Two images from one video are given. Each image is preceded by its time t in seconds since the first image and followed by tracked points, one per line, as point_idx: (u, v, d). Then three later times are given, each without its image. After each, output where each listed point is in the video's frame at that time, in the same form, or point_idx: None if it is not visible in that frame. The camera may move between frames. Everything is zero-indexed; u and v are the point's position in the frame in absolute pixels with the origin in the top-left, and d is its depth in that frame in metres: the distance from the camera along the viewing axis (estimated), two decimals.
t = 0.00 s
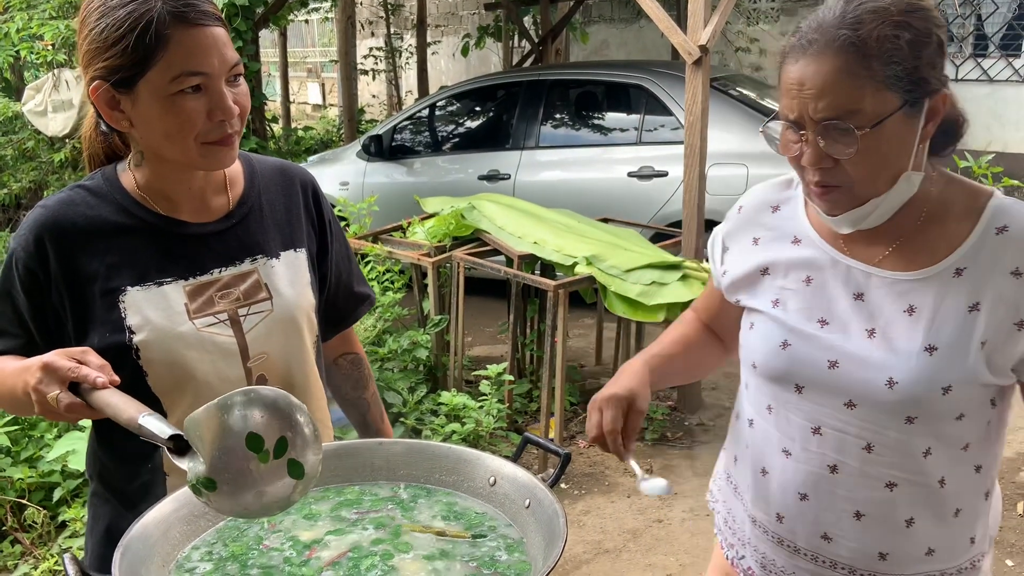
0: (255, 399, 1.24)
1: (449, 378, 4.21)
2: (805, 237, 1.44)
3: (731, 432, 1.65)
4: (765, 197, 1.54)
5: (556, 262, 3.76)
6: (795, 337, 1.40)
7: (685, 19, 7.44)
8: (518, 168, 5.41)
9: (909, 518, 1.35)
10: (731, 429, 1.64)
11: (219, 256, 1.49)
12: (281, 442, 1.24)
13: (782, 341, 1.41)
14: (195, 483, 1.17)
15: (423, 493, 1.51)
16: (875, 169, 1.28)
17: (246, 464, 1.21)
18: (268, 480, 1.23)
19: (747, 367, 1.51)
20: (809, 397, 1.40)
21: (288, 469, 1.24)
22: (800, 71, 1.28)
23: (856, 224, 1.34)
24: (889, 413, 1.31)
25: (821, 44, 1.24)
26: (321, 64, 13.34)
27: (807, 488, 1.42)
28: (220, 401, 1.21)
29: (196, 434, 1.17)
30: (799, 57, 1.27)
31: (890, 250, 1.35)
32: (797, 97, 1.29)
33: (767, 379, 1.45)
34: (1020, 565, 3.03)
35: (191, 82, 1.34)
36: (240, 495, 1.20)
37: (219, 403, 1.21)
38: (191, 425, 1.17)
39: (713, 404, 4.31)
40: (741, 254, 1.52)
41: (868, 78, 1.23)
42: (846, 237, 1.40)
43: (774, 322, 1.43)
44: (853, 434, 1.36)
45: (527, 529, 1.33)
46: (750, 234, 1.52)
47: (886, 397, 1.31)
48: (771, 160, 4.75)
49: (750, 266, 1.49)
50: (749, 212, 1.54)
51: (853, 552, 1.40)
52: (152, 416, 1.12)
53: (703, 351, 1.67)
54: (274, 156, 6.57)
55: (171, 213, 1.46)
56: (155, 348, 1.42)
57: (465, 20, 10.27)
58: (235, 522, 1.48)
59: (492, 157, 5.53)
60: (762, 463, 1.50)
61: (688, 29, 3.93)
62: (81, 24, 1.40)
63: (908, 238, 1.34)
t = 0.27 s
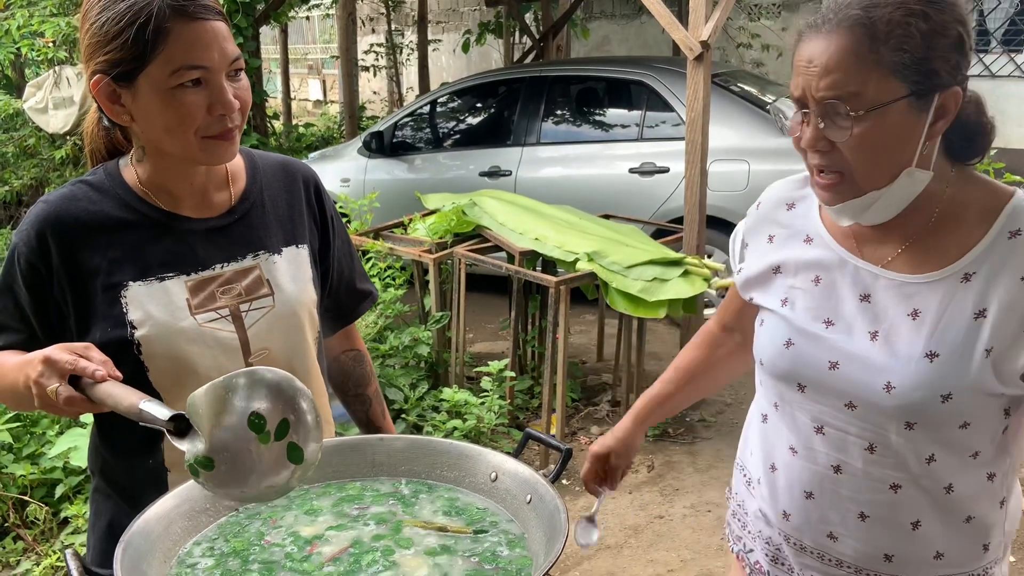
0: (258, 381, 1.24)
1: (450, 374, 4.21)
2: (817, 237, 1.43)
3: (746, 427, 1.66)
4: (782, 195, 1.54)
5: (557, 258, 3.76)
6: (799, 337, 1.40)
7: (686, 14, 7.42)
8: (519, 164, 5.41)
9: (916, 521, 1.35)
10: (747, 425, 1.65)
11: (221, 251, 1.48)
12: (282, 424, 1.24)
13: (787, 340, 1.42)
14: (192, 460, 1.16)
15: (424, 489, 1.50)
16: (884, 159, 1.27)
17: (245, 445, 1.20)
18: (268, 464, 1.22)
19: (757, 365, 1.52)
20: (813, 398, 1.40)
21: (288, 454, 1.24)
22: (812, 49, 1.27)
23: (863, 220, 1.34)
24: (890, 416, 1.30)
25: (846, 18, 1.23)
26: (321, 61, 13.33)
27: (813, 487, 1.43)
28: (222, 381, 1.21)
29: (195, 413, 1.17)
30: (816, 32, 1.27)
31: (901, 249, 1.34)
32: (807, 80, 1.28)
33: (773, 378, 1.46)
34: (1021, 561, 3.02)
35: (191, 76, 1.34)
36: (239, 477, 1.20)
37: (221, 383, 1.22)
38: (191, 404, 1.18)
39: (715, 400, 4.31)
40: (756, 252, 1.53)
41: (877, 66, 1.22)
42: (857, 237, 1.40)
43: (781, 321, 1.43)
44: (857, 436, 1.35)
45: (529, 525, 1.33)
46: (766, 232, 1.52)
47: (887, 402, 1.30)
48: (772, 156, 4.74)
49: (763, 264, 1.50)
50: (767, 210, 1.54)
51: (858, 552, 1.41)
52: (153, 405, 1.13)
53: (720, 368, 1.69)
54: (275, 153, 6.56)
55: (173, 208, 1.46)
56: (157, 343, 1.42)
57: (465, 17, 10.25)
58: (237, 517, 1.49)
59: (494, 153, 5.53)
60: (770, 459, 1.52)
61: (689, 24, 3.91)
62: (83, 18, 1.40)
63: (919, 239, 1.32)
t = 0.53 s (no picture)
0: (255, 383, 1.25)
1: (451, 371, 4.21)
2: (795, 249, 1.44)
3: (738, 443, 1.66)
4: (757, 206, 1.54)
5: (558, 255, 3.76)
6: (782, 355, 1.41)
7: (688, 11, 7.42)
8: (520, 162, 5.41)
9: (912, 535, 1.35)
10: (740, 440, 1.66)
11: (224, 248, 1.49)
12: (280, 426, 1.24)
13: (771, 357, 1.43)
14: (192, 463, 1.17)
15: (425, 485, 1.51)
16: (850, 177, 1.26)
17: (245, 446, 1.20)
18: (267, 465, 1.23)
19: (745, 382, 1.52)
20: (799, 414, 1.40)
21: (287, 454, 1.24)
22: (766, 64, 1.25)
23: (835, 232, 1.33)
24: (877, 431, 1.30)
25: (797, 32, 1.22)
26: (322, 58, 13.32)
27: (806, 504, 1.43)
28: (220, 383, 1.22)
29: (194, 415, 1.17)
30: (769, 48, 1.25)
31: (877, 259, 1.34)
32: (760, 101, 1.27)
33: (760, 395, 1.47)
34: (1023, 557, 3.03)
35: (190, 71, 1.34)
36: (238, 477, 1.20)
37: (219, 385, 1.22)
38: (190, 405, 1.18)
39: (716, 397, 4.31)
40: (737, 267, 1.54)
41: (830, 85, 1.20)
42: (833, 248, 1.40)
43: (764, 337, 1.44)
44: (846, 452, 1.35)
45: (530, 521, 1.34)
46: (744, 246, 1.54)
47: (872, 416, 1.30)
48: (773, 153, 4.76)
49: (744, 279, 1.51)
50: (741, 223, 1.55)
51: (855, 567, 1.41)
52: (153, 404, 1.14)
53: (723, 378, 1.71)
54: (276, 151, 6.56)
55: (176, 204, 1.47)
56: (159, 339, 1.42)
57: (466, 14, 10.23)
58: (239, 514, 1.49)
59: (494, 150, 5.53)
60: (762, 475, 1.52)
61: (690, 21, 3.91)
62: (85, 13, 1.40)
63: (895, 248, 1.32)
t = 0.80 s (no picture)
0: (251, 379, 1.25)
1: (453, 368, 4.21)
2: (749, 257, 1.41)
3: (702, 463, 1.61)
4: (707, 214, 1.50)
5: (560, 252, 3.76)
6: (743, 369, 1.36)
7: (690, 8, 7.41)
8: (521, 159, 5.41)
9: (888, 555, 1.31)
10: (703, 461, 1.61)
11: (227, 245, 1.49)
12: (274, 422, 1.24)
13: (731, 372, 1.38)
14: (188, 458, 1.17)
15: (427, 481, 1.51)
16: (803, 186, 1.22)
17: (240, 440, 1.20)
18: (262, 461, 1.22)
19: (708, 399, 1.47)
20: (765, 430, 1.36)
21: (281, 450, 1.24)
22: (699, 73, 1.21)
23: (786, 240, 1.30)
24: (847, 445, 1.26)
25: (730, 42, 1.17)
26: (324, 56, 13.32)
27: (775, 527, 1.38)
28: (214, 380, 1.22)
29: (188, 412, 1.18)
30: (701, 56, 1.21)
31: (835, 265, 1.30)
32: (698, 115, 1.23)
33: (723, 412, 1.42)
34: None
35: (186, 71, 1.33)
36: (234, 474, 1.20)
37: (215, 381, 1.22)
38: (184, 404, 1.19)
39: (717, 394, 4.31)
40: (692, 278, 1.50)
41: (768, 90, 1.16)
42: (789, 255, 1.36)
43: (724, 351, 1.40)
44: (815, 468, 1.31)
45: (532, 516, 1.34)
46: (695, 256, 1.50)
47: (841, 429, 1.26)
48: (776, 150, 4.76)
49: (699, 290, 1.47)
50: (693, 233, 1.51)
51: None
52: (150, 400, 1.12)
53: (687, 396, 1.68)
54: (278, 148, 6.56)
55: (178, 202, 1.47)
56: (163, 335, 1.42)
57: (468, 11, 10.23)
58: (241, 510, 1.49)
59: (495, 148, 5.53)
60: (728, 497, 1.47)
61: (691, 18, 3.91)
62: (86, 11, 1.40)
63: (852, 253, 1.29)
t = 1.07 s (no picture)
0: (247, 400, 1.22)
1: (455, 366, 4.22)
2: (725, 262, 1.39)
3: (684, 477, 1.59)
4: (678, 216, 1.48)
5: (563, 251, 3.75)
6: (724, 380, 1.34)
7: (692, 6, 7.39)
8: (524, 157, 5.41)
9: (879, 565, 1.28)
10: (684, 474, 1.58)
11: (231, 244, 1.49)
12: (269, 445, 1.21)
13: (712, 383, 1.35)
14: (180, 478, 1.16)
15: (431, 479, 1.51)
16: (776, 195, 1.20)
17: (232, 463, 1.18)
18: (255, 483, 1.20)
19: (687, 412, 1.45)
20: (749, 442, 1.33)
21: (274, 475, 1.21)
22: (667, 77, 1.18)
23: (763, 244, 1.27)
24: (834, 458, 1.24)
25: (698, 45, 1.14)
26: (326, 54, 13.32)
27: (761, 543, 1.36)
28: (211, 400, 1.20)
29: (183, 428, 1.16)
30: (668, 59, 1.18)
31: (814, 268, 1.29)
32: (670, 126, 1.20)
33: (704, 425, 1.39)
34: None
35: (183, 77, 1.33)
36: (226, 495, 1.18)
37: (210, 401, 1.20)
38: (180, 420, 1.18)
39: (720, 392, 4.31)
40: (666, 283, 1.48)
41: (739, 95, 1.13)
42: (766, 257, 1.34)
43: (703, 361, 1.37)
44: (802, 481, 1.29)
45: (536, 515, 1.34)
46: (665, 260, 1.48)
47: (827, 439, 1.24)
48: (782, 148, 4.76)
49: (675, 296, 1.45)
50: (662, 235, 1.49)
51: None
52: (147, 406, 1.14)
53: (656, 404, 1.65)
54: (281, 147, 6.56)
55: (184, 201, 1.47)
56: (168, 333, 1.42)
57: (470, 9, 10.22)
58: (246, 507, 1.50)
59: (497, 146, 5.53)
60: (711, 515, 1.44)
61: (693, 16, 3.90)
62: (93, 11, 1.41)
63: (831, 256, 1.27)
